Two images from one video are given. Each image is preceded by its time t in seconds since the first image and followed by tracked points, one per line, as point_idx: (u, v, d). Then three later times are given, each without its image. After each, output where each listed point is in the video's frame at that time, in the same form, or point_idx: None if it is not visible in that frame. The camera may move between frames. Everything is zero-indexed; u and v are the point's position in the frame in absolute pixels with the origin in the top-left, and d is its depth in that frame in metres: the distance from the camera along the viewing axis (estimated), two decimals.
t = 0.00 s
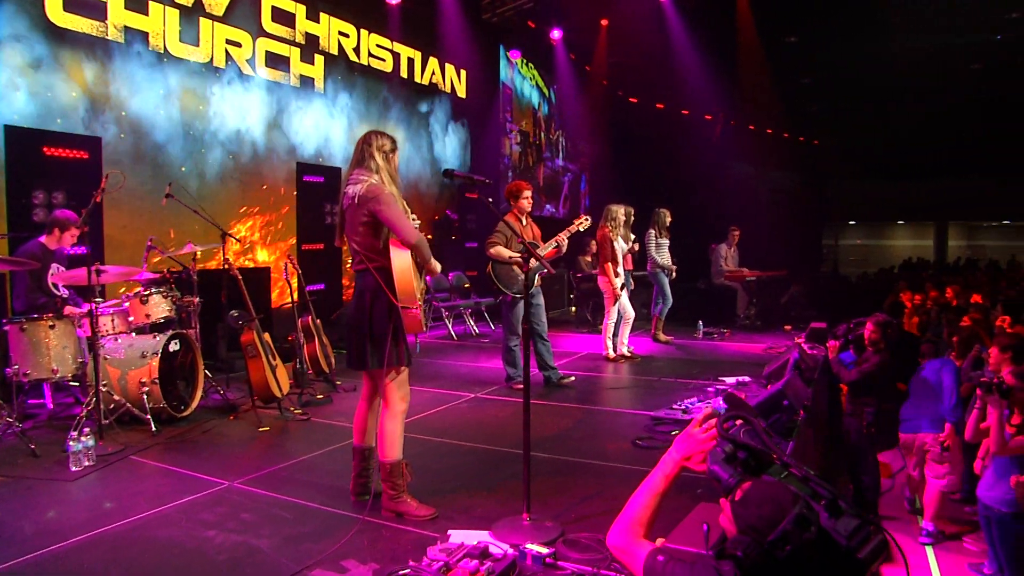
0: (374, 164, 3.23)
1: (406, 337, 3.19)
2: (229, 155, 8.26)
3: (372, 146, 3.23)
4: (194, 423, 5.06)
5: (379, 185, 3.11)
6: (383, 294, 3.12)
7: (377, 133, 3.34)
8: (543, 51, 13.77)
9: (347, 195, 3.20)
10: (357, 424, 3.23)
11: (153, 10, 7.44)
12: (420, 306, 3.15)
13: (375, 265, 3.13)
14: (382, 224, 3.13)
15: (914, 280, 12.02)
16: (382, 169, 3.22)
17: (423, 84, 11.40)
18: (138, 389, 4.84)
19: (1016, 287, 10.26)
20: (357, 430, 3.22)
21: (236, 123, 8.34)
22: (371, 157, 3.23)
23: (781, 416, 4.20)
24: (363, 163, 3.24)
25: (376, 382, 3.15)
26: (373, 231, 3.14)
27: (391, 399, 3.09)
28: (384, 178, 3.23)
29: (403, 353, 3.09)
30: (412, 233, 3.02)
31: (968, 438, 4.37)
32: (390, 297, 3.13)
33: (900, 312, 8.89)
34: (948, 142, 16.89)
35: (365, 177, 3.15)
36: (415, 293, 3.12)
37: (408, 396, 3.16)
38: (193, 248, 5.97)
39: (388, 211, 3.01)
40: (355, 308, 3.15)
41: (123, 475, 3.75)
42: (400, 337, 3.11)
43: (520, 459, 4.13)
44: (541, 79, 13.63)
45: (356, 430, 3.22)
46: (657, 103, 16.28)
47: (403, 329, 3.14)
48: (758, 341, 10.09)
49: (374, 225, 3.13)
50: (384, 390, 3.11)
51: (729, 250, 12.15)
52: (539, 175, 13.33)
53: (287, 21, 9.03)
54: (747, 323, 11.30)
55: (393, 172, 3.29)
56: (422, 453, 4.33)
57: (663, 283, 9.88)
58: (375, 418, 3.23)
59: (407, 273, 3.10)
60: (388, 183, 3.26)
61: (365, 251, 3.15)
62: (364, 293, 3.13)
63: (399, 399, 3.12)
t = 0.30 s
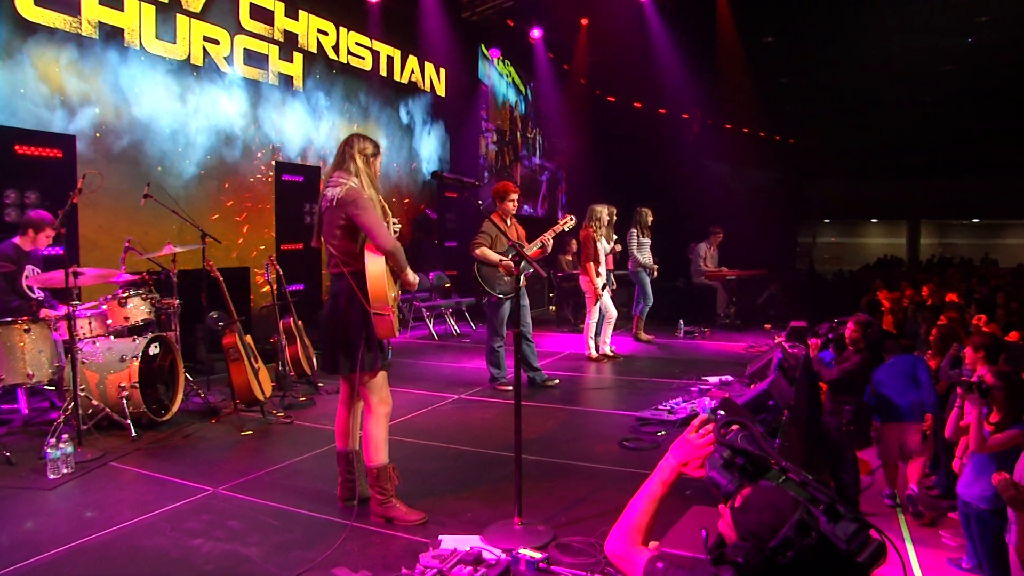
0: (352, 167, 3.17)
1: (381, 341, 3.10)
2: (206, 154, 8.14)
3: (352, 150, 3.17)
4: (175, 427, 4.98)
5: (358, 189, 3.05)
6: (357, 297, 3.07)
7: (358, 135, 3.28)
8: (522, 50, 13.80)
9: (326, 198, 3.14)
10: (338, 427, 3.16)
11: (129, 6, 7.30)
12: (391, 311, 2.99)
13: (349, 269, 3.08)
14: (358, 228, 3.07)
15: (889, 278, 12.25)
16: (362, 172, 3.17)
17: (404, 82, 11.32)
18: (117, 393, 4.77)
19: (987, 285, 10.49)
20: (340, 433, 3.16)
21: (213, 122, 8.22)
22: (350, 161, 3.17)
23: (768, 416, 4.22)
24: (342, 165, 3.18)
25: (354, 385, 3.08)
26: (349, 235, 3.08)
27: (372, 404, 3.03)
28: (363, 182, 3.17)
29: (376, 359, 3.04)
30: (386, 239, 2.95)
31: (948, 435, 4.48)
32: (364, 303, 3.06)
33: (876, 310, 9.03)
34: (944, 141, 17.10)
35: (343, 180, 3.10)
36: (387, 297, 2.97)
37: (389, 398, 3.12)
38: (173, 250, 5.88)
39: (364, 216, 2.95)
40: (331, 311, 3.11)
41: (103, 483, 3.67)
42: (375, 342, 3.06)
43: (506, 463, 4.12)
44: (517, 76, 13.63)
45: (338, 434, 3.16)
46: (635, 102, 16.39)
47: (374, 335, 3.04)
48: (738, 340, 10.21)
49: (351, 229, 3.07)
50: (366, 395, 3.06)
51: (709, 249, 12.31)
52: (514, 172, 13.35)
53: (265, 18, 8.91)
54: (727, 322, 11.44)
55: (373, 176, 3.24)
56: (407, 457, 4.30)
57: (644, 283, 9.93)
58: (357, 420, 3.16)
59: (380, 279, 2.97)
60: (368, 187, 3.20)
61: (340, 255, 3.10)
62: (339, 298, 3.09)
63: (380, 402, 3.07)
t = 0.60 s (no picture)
0: (329, 166, 3.11)
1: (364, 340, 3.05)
2: (186, 150, 8.03)
3: (331, 147, 3.12)
4: (158, 427, 4.91)
5: (337, 187, 2.99)
6: (338, 298, 3.03)
7: (338, 132, 3.22)
8: (504, 44, 13.76)
9: (307, 197, 3.09)
10: (326, 428, 3.13)
11: None
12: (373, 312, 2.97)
13: (330, 269, 3.03)
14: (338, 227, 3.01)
15: (867, 272, 12.41)
16: (340, 170, 3.10)
17: (385, 76, 11.22)
18: (99, 394, 4.66)
19: (963, 279, 10.67)
20: (328, 433, 3.12)
21: (193, 115, 8.09)
22: (327, 159, 3.12)
23: (754, 412, 4.27)
24: (322, 163, 3.12)
25: (338, 386, 3.04)
26: (330, 234, 3.04)
27: (359, 404, 2.99)
28: (341, 179, 3.11)
29: (358, 359, 3.00)
30: (365, 236, 2.87)
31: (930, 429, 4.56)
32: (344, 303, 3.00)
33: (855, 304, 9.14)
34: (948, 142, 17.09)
35: (322, 178, 3.05)
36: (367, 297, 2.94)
37: (374, 398, 3.07)
38: (154, 246, 5.78)
39: (341, 215, 2.88)
40: (313, 311, 3.06)
41: (86, 486, 3.61)
42: (357, 341, 3.01)
43: (496, 460, 4.12)
44: (496, 68, 13.55)
45: (327, 434, 3.12)
46: (615, 96, 16.43)
47: (355, 335, 3.00)
48: (720, 335, 10.28)
49: (331, 228, 3.03)
50: (351, 396, 3.02)
51: (691, 244, 12.43)
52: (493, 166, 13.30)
53: (244, 10, 8.77)
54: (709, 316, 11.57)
55: (353, 173, 3.17)
56: (396, 455, 4.28)
57: (627, 278, 9.96)
58: (344, 420, 3.13)
59: (357, 278, 2.92)
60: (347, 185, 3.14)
61: (322, 255, 3.06)
62: (322, 297, 3.04)
63: (364, 403, 3.03)
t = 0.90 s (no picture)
0: (320, 164, 3.07)
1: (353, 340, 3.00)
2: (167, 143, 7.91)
3: (321, 144, 3.07)
4: (143, 427, 4.85)
5: (325, 185, 2.95)
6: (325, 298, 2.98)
7: (330, 129, 3.17)
8: (486, 36, 13.69)
9: (297, 196, 3.06)
10: (321, 428, 3.10)
11: None
12: (359, 310, 2.90)
13: (317, 267, 2.98)
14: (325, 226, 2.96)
15: (848, 265, 12.53)
16: (330, 169, 3.06)
17: (367, 69, 11.11)
18: (83, 393, 4.59)
19: (941, 273, 10.82)
20: (323, 433, 3.10)
21: (174, 108, 7.97)
22: (316, 156, 3.07)
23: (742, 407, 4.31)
24: (313, 161, 3.09)
25: (330, 385, 3.00)
26: (317, 233, 3.00)
27: (353, 403, 2.96)
28: (330, 178, 3.06)
29: (347, 357, 2.95)
30: (347, 235, 2.81)
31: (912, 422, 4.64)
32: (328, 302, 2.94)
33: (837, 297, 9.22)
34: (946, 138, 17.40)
35: (311, 177, 3.00)
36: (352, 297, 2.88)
37: (368, 396, 3.03)
38: (137, 243, 5.69)
39: (325, 213, 2.83)
40: (304, 311, 3.03)
41: (71, 489, 3.54)
42: (343, 342, 2.94)
43: (487, 458, 4.11)
44: (476, 59, 13.41)
45: (321, 433, 3.10)
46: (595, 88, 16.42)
47: (344, 335, 2.94)
48: (704, 329, 10.34)
49: (319, 227, 2.99)
50: (344, 395, 2.98)
51: (674, 238, 12.49)
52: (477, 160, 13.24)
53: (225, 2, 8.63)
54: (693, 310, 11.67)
55: (344, 172, 3.12)
56: (386, 453, 4.25)
57: (612, 272, 9.98)
58: (339, 419, 3.10)
59: (340, 276, 2.85)
60: (337, 184, 3.10)
61: (311, 253, 3.02)
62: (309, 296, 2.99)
63: (358, 402, 2.99)
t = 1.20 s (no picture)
0: (317, 168, 3.04)
1: (353, 347, 2.98)
2: (150, 144, 7.81)
3: (320, 149, 3.04)
4: (130, 434, 4.79)
5: (322, 191, 2.92)
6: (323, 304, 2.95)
7: (329, 133, 3.14)
8: (470, 37, 13.66)
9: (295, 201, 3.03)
10: (318, 435, 3.08)
11: None
12: (357, 317, 2.87)
13: (316, 273, 2.96)
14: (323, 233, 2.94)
15: (829, 264, 12.66)
16: (327, 174, 3.04)
17: (351, 69, 11.05)
18: (68, 401, 4.51)
19: (920, 272, 10.98)
20: (320, 441, 3.07)
21: (157, 109, 7.88)
22: (314, 161, 3.05)
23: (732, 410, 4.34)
24: (311, 164, 3.06)
25: (330, 392, 2.99)
26: (315, 238, 2.97)
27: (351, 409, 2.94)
28: (328, 183, 3.04)
29: (344, 364, 2.93)
30: (344, 241, 2.79)
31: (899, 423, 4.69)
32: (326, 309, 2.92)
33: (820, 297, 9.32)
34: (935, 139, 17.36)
35: (308, 182, 2.98)
36: (350, 304, 2.85)
37: (366, 403, 3.02)
38: (123, 247, 5.64)
39: (324, 219, 2.81)
40: (302, 317, 3.00)
41: (58, 499, 3.48)
42: (343, 350, 2.92)
43: (481, 463, 4.09)
44: (458, 58, 13.38)
45: (319, 441, 3.07)
46: (578, 88, 16.46)
47: (343, 342, 2.92)
48: (690, 330, 10.40)
49: (317, 233, 2.96)
50: (341, 403, 2.96)
51: (659, 239, 12.55)
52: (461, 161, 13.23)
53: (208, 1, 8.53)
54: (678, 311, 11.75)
55: (342, 176, 3.09)
56: (378, 459, 4.22)
57: (598, 273, 10.00)
58: (336, 427, 3.09)
59: (336, 284, 2.81)
60: (335, 188, 3.07)
61: (309, 259, 2.99)
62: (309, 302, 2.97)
63: (356, 409, 2.98)
